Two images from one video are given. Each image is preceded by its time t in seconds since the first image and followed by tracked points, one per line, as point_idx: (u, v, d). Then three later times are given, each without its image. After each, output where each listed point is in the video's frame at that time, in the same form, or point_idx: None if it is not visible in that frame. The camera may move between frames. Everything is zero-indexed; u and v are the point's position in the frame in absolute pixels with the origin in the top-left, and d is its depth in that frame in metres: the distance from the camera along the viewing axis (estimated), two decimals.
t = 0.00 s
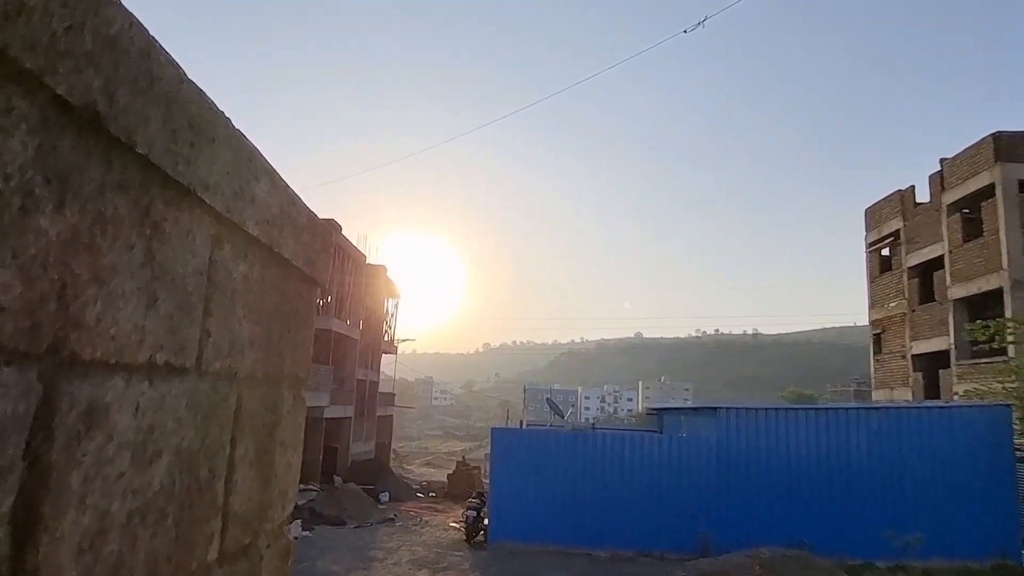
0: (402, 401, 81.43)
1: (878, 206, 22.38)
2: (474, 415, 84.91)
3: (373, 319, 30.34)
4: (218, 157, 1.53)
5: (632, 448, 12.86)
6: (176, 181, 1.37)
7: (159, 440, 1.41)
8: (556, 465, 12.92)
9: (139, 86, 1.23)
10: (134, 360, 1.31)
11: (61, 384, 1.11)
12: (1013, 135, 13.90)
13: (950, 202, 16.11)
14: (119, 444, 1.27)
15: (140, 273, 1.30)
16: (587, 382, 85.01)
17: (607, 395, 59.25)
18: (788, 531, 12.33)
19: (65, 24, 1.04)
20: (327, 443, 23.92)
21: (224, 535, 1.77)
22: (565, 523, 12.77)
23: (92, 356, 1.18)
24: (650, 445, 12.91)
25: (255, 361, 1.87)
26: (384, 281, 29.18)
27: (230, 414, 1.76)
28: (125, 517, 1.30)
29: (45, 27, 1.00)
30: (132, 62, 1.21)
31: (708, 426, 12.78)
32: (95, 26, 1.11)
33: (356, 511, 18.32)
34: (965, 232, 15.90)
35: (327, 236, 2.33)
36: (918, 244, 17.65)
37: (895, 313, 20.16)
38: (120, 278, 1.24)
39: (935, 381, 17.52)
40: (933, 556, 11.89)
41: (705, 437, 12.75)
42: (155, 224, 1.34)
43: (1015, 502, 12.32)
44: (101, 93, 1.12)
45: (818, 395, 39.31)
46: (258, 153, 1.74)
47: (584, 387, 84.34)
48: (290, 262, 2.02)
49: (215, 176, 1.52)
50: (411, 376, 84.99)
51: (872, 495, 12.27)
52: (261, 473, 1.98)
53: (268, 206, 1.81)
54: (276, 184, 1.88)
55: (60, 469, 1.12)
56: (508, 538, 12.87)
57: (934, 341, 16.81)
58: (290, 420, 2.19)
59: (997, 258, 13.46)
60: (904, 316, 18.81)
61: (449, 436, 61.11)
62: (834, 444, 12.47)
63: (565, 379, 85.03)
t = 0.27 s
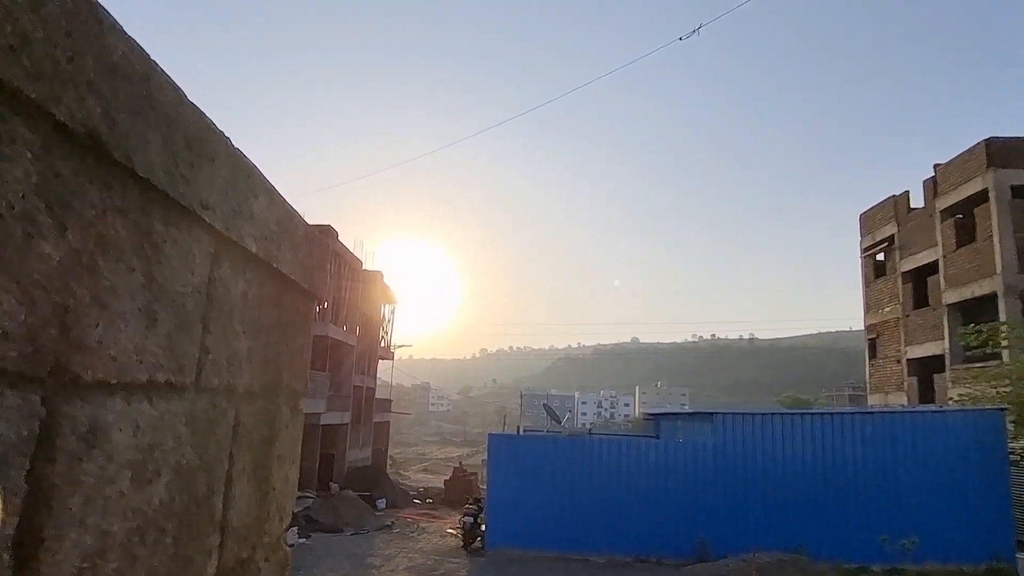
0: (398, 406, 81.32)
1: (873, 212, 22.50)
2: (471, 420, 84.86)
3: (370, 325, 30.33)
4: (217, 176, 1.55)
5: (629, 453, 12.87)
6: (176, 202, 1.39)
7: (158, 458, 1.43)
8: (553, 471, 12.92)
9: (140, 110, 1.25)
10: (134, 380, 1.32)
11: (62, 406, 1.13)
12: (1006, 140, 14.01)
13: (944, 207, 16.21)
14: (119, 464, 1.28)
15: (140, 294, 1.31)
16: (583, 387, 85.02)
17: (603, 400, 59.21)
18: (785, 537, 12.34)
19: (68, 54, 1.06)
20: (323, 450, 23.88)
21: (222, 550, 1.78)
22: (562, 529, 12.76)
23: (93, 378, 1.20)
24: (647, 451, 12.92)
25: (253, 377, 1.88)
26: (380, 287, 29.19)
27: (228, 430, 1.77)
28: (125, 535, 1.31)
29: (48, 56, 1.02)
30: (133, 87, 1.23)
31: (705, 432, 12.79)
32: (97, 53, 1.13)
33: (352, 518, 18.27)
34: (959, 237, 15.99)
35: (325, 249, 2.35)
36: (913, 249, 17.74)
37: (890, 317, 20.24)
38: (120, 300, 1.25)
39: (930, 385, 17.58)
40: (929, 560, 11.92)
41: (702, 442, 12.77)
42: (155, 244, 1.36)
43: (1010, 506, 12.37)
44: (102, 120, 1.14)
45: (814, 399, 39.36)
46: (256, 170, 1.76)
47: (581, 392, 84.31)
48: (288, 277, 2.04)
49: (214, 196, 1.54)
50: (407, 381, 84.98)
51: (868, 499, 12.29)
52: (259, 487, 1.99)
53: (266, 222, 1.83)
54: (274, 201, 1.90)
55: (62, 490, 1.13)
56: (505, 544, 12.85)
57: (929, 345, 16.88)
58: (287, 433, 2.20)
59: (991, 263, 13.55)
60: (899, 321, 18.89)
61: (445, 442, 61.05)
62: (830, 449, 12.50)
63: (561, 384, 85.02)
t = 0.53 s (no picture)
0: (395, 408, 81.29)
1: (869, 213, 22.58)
2: (468, 422, 84.86)
3: (367, 327, 30.33)
4: (216, 187, 1.55)
5: (626, 455, 12.88)
6: (175, 214, 1.39)
7: (158, 468, 1.43)
8: (550, 473, 12.93)
9: (139, 123, 1.25)
10: (134, 391, 1.33)
11: (63, 419, 1.13)
12: (999, 141, 14.08)
13: (939, 208, 16.27)
14: (120, 476, 1.29)
15: (140, 306, 1.32)
16: (580, 389, 85.01)
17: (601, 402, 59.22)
18: (782, 537, 12.35)
19: (68, 70, 1.07)
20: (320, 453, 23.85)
21: (221, 558, 1.78)
22: (559, 531, 12.76)
23: (93, 390, 1.20)
24: (644, 452, 12.93)
25: (252, 385, 1.89)
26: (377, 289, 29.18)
27: (227, 439, 1.77)
28: (125, 546, 1.31)
29: (49, 72, 1.02)
30: (132, 102, 1.23)
31: (701, 433, 12.82)
32: (97, 68, 1.14)
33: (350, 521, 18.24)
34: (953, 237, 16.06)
35: (323, 256, 2.36)
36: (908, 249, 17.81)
37: (886, 318, 20.30)
38: (120, 312, 1.26)
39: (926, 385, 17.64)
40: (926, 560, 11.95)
41: (699, 443, 12.79)
42: (155, 256, 1.36)
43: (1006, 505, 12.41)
44: (102, 135, 1.15)
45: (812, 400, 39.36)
46: (254, 180, 1.77)
47: (578, 394, 84.34)
48: (286, 285, 2.04)
49: (212, 207, 1.54)
50: (404, 384, 85.00)
51: (865, 499, 12.32)
52: (258, 495, 2.00)
53: (265, 231, 1.84)
54: (272, 210, 1.90)
55: (63, 502, 1.14)
56: (502, 546, 12.85)
57: (925, 346, 16.94)
58: (286, 440, 2.21)
59: (985, 263, 13.61)
60: (895, 321, 18.94)
61: (443, 444, 61.03)
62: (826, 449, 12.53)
63: (558, 386, 85.02)
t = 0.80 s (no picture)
0: (393, 411, 81.24)
1: (865, 212, 22.64)
2: (467, 424, 84.82)
3: (365, 330, 30.32)
4: (213, 190, 1.53)
5: (625, 456, 12.87)
6: (172, 217, 1.38)
7: (156, 474, 1.41)
8: (549, 474, 12.90)
9: (135, 125, 1.24)
10: (131, 397, 1.31)
11: (60, 425, 1.12)
12: (994, 140, 14.13)
13: (935, 207, 16.32)
14: (117, 482, 1.27)
15: (137, 309, 1.30)
16: (579, 390, 85.03)
17: (599, 404, 59.24)
18: (781, 537, 12.34)
19: (62, 69, 1.05)
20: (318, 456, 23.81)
21: (221, 564, 1.76)
22: (558, 532, 12.73)
23: (90, 396, 1.18)
24: (643, 453, 12.92)
25: (250, 390, 1.87)
26: (375, 292, 29.16)
27: (226, 444, 1.75)
28: (123, 554, 1.29)
29: (43, 74, 1.01)
30: (128, 103, 1.22)
31: (700, 433, 12.80)
32: (92, 69, 1.12)
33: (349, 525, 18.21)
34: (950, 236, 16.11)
35: (320, 259, 2.34)
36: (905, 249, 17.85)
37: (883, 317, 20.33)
38: (117, 316, 1.24)
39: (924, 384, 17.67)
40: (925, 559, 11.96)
41: (698, 444, 12.78)
42: (151, 260, 1.34)
43: (1005, 503, 12.42)
44: (98, 137, 1.13)
45: (809, 400, 39.38)
46: (253, 182, 1.75)
47: (577, 395, 84.35)
48: (284, 288, 2.02)
49: (210, 209, 1.53)
50: (403, 387, 85.00)
51: (864, 499, 12.31)
52: (257, 500, 1.98)
53: (262, 233, 1.82)
54: (270, 213, 1.89)
55: (60, 510, 1.12)
56: (501, 548, 12.82)
57: (922, 344, 16.98)
58: (285, 445, 2.19)
59: (982, 262, 13.65)
60: (892, 320, 18.98)
61: (441, 447, 61.02)
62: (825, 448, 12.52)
63: (556, 387, 85.01)
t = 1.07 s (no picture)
0: (393, 413, 81.26)
1: (865, 213, 22.66)
2: (466, 426, 84.81)
3: (365, 332, 30.33)
4: (216, 190, 1.53)
5: (625, 457, 12.86)
6: (176, 217, 1.37)
7: (161, 476, 1.40)
8: (550, 476, 12.88)
9: (138, 124, 1.23)
10: (135, 398, 1.30)
11: (64, 427, 1.11)
12: (993, 140, 14.15)
13: (935, 207, 16.33)
14: (121, 484, 1.26)
15: (141, 310, 1.29)
16: (579, 392, 85.04)
17: (600, 405, 59.26)
18: (782, 537, 12.33)
19: (65, 68, 1.04)
20: (319, 459, 23.81)
21: (225, 567, 1.75)
22: (559, 534, 12.71)
23: (94, 397, 1.18)
24: (644, 454, 12.90)
25: (254, 390, 1.86)
26: (374, 294, 29.17)
27: (230, 445, 1.74)
28: (128, 556, 1.28)
29: (47, 73, 1.00)
30: (132, 102, 1.21)
31: (701, 434, 12.79)
32: (96, 68, 1.11)
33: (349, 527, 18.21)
34: (949, 236, 16.13)
35: (324, 259, 2.33)
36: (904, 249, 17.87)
37: (883, 317, 20.34)
38: (121, 316, 1.23)
39: (924, 384, 17.69)
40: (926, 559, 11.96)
41: (698, 444, 12.76)
42: (156, 259, 1.34)
43: (1006, 503, 12.42)
44: (103, 136, 1.12)
45: (810, 400, 39.33)
46: (256, 182, 1.75)
47: (576, 396, 84.36)
48: (286, 289, 2.02)
49: (213, 210, 1.52)
50: (402, 388, 85.00)
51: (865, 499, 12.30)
52: (261, 502, 1.97)
53: (265, 234, 1.81)
54: (273, 213, 1.88)
55: (65, 512, 1.11)
56: (502, 550, 12.79)
57: (922, 344, 17.00)
58: (288, 447, 2.18)
59: (981, 261, 13.67)
60: (892, 321, 19.00)
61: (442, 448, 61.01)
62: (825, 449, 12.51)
63: (556, 389, 85.01)
